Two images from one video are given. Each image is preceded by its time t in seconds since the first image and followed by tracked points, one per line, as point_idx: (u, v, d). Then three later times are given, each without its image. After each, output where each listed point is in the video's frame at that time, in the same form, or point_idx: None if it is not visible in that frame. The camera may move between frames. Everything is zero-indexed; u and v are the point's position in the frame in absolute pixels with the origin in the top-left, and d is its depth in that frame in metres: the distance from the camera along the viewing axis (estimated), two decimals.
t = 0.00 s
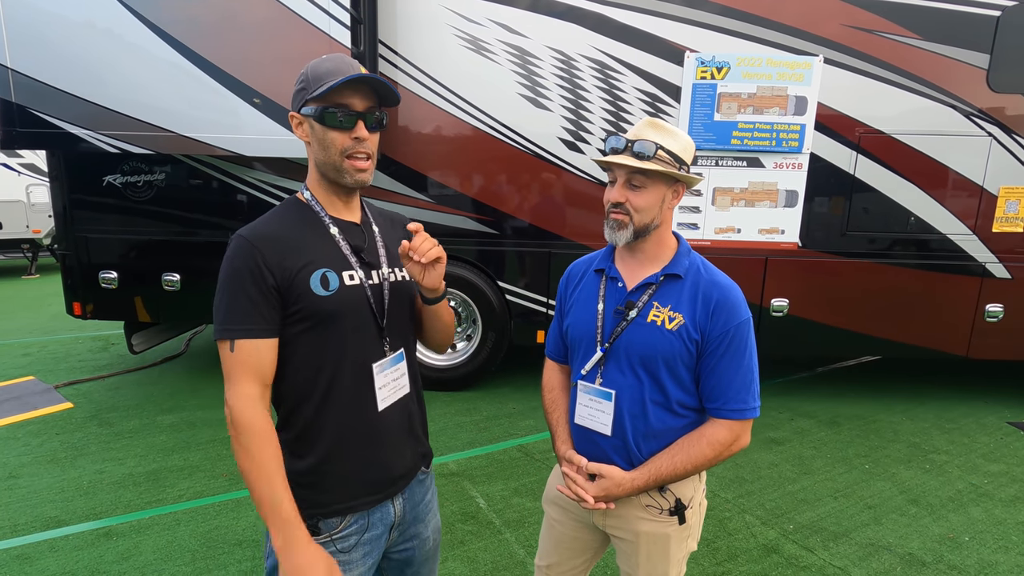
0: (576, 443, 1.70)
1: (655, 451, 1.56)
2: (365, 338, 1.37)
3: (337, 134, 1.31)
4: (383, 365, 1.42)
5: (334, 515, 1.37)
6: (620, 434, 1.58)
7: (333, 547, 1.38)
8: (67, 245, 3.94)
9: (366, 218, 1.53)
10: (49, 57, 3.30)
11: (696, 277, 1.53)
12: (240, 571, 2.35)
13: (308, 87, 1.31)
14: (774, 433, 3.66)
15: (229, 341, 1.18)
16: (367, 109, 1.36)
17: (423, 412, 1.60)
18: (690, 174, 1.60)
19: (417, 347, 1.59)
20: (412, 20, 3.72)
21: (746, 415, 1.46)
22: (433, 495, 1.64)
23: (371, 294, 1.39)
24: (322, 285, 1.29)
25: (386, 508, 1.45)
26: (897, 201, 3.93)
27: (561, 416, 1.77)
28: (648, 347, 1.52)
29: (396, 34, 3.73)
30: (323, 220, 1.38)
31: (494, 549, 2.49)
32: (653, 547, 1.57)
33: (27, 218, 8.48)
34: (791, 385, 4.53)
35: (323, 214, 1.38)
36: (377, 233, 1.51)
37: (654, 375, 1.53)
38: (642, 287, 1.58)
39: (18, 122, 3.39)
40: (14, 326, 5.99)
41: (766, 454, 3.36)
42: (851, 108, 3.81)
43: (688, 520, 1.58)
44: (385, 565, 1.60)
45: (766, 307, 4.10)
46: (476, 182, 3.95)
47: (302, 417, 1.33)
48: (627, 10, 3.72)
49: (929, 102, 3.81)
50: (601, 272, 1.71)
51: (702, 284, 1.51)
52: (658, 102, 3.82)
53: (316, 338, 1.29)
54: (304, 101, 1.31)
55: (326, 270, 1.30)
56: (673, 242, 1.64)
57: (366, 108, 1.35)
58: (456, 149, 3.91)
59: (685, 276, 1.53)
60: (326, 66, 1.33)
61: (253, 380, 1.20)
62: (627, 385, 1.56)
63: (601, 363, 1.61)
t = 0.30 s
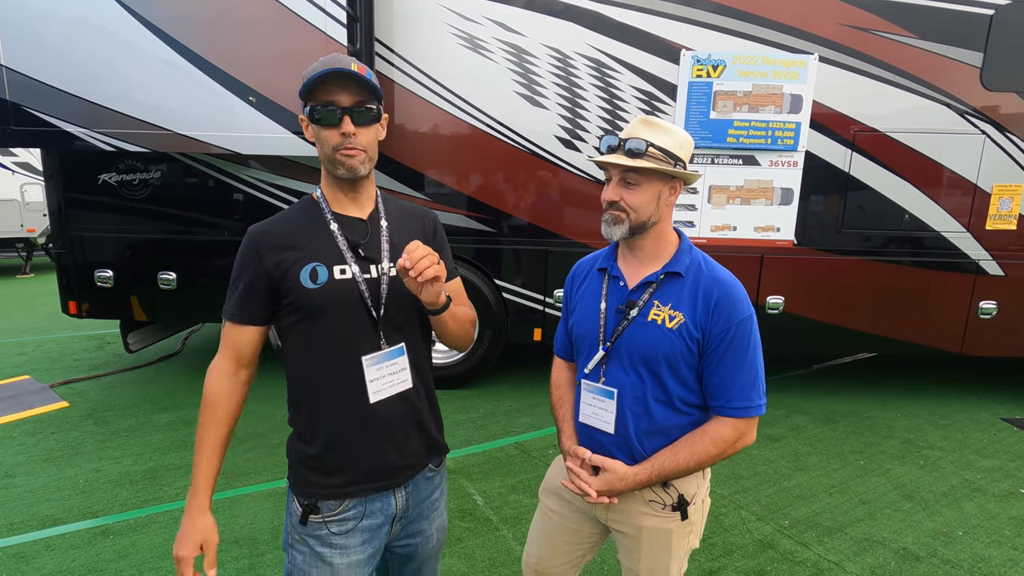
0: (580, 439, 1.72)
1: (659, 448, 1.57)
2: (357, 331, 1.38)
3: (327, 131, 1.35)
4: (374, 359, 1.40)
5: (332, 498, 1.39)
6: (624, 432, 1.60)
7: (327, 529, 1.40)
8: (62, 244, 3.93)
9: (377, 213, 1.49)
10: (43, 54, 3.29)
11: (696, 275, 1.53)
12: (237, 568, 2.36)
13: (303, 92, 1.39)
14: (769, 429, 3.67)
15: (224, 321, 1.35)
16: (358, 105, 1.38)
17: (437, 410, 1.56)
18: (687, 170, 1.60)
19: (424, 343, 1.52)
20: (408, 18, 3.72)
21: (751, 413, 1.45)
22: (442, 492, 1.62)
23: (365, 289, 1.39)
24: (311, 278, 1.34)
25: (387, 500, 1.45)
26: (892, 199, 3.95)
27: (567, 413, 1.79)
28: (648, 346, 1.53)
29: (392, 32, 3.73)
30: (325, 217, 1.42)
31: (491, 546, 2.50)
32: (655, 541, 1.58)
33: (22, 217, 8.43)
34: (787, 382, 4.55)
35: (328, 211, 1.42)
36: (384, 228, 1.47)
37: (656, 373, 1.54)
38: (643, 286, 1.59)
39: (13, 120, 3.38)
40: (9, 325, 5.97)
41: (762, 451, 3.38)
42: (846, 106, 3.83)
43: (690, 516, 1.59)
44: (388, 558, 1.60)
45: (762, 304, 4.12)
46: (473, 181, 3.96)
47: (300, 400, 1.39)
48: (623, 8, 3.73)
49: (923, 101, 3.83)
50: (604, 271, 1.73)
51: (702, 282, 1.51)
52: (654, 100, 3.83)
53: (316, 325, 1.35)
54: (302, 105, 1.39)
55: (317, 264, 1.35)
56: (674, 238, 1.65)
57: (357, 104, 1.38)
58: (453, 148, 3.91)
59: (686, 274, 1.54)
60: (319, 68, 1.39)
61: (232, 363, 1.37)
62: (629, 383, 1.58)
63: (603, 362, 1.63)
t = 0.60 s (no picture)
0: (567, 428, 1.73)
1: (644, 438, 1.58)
2: (345, 331, 1.39)
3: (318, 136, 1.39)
4: (358, 358, 1.40)
5: (330, 479, 1.41)
6: (610, 422, 1.60)
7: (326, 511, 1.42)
8: (57, 243, 3.92)
9: (383, 214, 1.46)
10: (39, 53, 3.28)
11: (685, 270, 1.54)
12: (234, 567, 2.35)
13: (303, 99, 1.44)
14: (766, 427, 3.68)
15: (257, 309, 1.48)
16: (345, 105, 1.38)
17: (435, 402, 1.55)
18: (680, 166, 1.60)
19: (417, 348, 1.47)
20: (405, 16, 3.71)
21: (733, 404, 1.47)
22: (444, 482, 1.61)
23: (356, 289, 1.39)
24: (306, 276, 1.37)
25: (383, 485, 1.44)
26: (888, 197, 3.96)
27: (554, 404, 1.78)
28: (637, 337, 1.54)
29: (389, 31, 3.73)
30: (328, 215, 1.44)
31: (488, 544, 2.50)
32: (641, 530, 1.58)
33: (18, 216, 8.38)
34: (784, 380, 4.56)
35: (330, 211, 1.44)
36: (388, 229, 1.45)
37: (643, 364, 1.55)
38: (633, 278, 1.60)
39: (8, 119, 3.37)
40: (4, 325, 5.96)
41: (758, 448, 3.39)
42: (842, 105, 3.84)
43: (674, 504, 1.60)
44: (393, 547, 1.60)
45: (758, 303, 4.13)
46: (469, 181, 3.96)
47: (303, 392, 1.44)
48: (620, 7, 3.73)
49: (919, 99, 3.84)
50: (595, 263, 1.73)
51: (691, 277, 1.52)
52: (652, 99, 3.83)
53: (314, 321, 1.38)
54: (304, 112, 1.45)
55: (312, 263, 1.37)
56: (665, 234, 1.65)
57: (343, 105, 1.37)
58: (450, 147, 3.91)
59: (675, 268, 1.55)
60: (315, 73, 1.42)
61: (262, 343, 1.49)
62: (617, 373, 1.58)
63: (591, 352, 1.64)
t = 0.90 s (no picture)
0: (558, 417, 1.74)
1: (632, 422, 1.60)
2: (341, 333, 1.39)
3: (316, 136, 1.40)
4: (353, 358, 1.40)
5: (323, 473, 1.41)
6: (599, 407, 1.62)
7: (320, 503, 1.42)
8: (57, 243, 3.92)
9: (383, 213, 1.47)
10: (38, 54, 3.28)
11: (667, 257, 1.57)
12: (234, 567, 2.36)
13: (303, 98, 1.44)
14: (766, 427, 3.68)
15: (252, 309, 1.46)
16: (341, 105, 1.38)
17: (432, 405, 1.56)
18: (664, 164, 1.63)
19: (414, 349, 1.47)
20: (404, 15, 3.71)
21: (717, 384, 1.50)
22: (438, 478, 1.60)
23: (355, 292, 1.39)
24: (305, 277, 1.37)
25: (376, 481, 1.44)
26: (888, 197, 3.96)
27: (543, 395, 1.80)
28: (624, 323, 1.57)
29: (389, 31, 3.73)
30: (329, 215, 1.44)
31: (488, 543, 2.50)
32: (629, 516, 1.59)
33: (18, 216, 8.40)
34: (784, 380, 4.56)
35: (330, 209, 1.44)
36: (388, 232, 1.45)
37: (631, 349, 1.57)
38: (617, 266, 1.63)
39: (8, 119, 3.36)
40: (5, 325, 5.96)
41: (758, 448, 3.39)
42: (842, 104, 3.83)
43: (661, 490, 1.61)
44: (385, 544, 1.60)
45: (758, 302, 4.13)
46: (469, 180, 3.96)
47: (299, 385, 1.45)
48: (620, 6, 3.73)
49: (919, 98, 3.83)
50: (580, 255, 1.74)
51: (673, 263, 1.55)
52: (651, 98, 3.83)
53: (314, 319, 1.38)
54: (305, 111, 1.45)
55: (312, 264, 1.37)
56: (647, 227, 1.67)
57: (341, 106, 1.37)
58: (449, 146, 3.91)
59: (657, 255, 1.58)
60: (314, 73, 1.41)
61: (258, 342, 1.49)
62: (605, 360, 1.61)
63: (580, 340, 1.66)
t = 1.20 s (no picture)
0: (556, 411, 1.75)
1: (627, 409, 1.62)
2: (337, 331, 1.37)
3: (335, 131, 1.34)
4: (353, 359, 1.39)
5: (311, 488, 1.37)
6: (596, 398, 1.64)
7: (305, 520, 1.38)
8: (61, 242, 3.94)
9: (371, 210, 1.48)
10: (42, 53, 3.29)
11: (650, 251, 1.60)
12: (236, 564, 2.37)
13: (315, 85, 1.36)
14: (767, 425, 3.68)
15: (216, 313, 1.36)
16: (369, 109, 1.38)
17: (421, 407, 1.57)
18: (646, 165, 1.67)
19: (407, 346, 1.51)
20: (406, 14, 3.71)
21: (704, 367, 1.52)
22: (427, 484, 1.62)
23: (351, 289, 1.38)
24: (297, 276, 1.33)
25: (367, 489, 1.44)
26: (890, 195, 3.95)
27: (542, 390, 1.80)
28: (615, 317, 1.58)
29: (391, 31, 3.74)
30: (317, 212, 1.40)
31: (489, 541, 2.51)
32: (627, 498, 1.59)
33: (22, 215, 8.45)
34: (786, 379, 4.56)
35: (319, 207, 1.40)
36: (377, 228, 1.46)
37: (624, 341, 1.59)
38: (604, 263, 1.64)
39: (11, 118, 3.35)
40: (11, 323, 6.00)
41: (759, 447, 3.39)
42: (844, 102, 3.82)
43: (658, 475, 1.62)
44: (373, 551, 1.60)
45: (760, 301, 4.12)
46: (472, 177, 3.96)
47: (283, 390, 1.40)
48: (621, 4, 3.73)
49: (922, 96, 3.82)
50: (567, 255, 1.75)
51: (656, 256, 1.58)
52: (653, 97, 3.83)
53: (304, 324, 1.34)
54: (312, 97, 1.36)
55: (303, 262, 1.33)
56: (628, 223, 1.71)
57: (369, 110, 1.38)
58: (451, 145, 3.91)
59: (640, 250, 1.61)
60: (333, 63, 1.35)
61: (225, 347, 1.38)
62: (600, 354, 1.62)
63: (574, 337, 1.67)
